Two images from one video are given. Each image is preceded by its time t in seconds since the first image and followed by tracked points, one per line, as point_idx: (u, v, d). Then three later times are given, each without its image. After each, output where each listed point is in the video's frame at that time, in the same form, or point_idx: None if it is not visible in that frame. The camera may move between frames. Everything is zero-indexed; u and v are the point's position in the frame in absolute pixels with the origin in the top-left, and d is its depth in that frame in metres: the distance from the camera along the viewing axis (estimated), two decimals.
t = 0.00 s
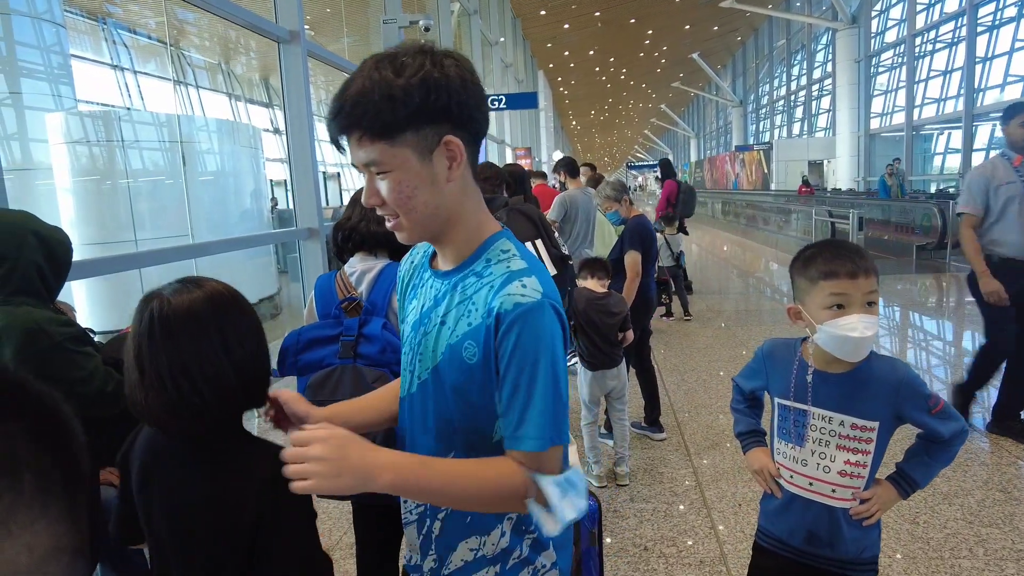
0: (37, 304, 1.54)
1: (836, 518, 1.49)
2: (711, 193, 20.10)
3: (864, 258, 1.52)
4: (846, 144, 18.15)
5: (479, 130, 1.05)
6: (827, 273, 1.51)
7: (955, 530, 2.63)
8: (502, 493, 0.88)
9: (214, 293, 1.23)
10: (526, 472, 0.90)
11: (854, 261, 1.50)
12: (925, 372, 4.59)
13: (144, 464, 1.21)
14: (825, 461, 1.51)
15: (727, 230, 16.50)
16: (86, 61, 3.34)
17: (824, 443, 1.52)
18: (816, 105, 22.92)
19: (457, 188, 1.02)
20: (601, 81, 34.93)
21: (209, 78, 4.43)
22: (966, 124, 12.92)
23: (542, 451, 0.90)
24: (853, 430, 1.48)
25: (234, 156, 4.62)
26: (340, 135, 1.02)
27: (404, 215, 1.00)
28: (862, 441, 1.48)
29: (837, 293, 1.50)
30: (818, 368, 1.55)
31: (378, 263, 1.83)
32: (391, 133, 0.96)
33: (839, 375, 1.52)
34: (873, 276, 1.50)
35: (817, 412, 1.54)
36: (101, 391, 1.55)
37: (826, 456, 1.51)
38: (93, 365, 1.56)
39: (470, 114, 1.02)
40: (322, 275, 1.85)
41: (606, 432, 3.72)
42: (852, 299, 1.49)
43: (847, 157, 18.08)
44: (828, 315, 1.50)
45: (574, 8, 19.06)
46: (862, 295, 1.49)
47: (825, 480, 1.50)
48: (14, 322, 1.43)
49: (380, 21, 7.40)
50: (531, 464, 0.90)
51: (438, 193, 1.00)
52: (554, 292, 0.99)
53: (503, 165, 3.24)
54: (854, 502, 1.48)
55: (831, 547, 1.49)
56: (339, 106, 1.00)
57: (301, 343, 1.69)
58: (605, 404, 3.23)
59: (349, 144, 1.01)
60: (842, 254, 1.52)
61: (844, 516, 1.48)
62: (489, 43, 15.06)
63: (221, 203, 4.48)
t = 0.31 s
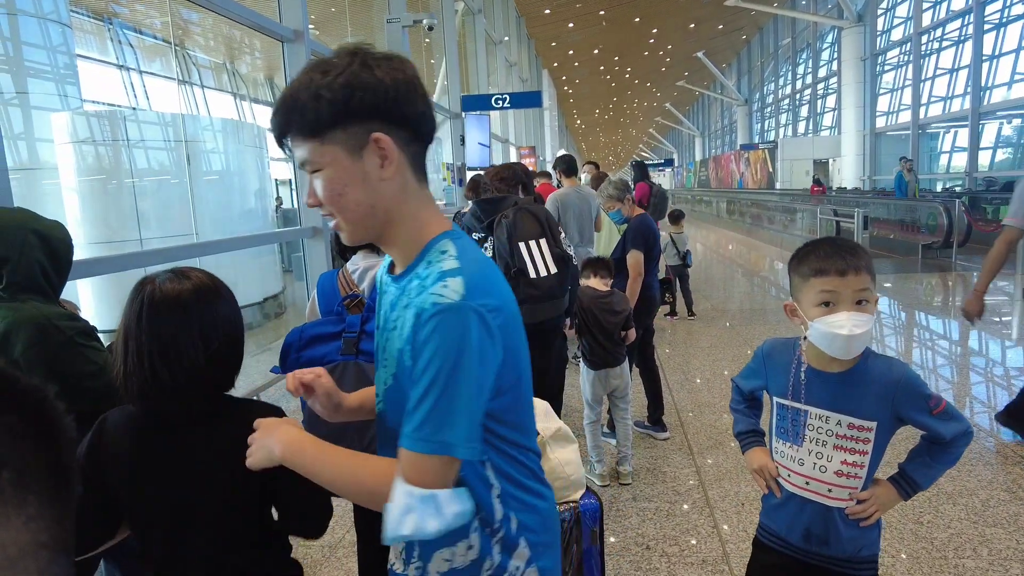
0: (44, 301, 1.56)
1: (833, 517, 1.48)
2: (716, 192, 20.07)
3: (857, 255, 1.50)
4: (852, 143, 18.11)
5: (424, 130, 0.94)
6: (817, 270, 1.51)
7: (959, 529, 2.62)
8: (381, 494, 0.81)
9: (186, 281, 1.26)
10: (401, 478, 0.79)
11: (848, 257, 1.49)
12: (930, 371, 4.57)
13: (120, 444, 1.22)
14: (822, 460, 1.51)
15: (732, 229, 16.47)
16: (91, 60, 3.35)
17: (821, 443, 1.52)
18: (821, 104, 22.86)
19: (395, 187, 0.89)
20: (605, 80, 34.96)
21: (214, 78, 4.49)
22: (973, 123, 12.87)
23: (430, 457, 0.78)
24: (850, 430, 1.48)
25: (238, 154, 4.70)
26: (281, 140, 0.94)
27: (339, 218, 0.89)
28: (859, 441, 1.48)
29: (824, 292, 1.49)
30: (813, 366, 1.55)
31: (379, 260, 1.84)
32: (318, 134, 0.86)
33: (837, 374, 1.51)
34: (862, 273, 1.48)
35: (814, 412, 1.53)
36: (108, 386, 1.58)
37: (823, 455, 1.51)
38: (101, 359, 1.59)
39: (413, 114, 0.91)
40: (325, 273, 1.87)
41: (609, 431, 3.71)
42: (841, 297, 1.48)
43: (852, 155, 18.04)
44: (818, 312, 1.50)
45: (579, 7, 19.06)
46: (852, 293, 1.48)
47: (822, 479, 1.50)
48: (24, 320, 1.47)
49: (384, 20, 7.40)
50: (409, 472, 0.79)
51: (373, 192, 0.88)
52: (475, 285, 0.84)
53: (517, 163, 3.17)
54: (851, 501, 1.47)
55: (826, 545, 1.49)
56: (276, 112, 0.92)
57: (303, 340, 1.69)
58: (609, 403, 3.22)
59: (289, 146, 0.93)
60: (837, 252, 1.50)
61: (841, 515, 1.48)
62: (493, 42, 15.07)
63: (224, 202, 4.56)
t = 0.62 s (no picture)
0: (43, 300, 1.57)
1: (829, 516, 1.48)
2: (718, 192, 20.04)
3: (842, 254, 1.49)
4: (854, 142, 18.07)
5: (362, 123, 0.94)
6: (799, 268, 1.51)
7: (960, 529, 2.61)
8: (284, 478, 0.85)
9: (213, 271, 1.20)
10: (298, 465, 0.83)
11: (835, 255, 1.49)
12: (932, 370, 4.56)
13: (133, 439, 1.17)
14: (815, 459, 1.51)
15: (735, 228, 16.44)
16: (93, 60, 3.36)
17: (813, 441, 1.52)
18: (824, 102, 22.81)
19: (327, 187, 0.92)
20: (608, 79, 34.93)
21: (217, 77, 4.43)
22: (976, 121, 12.83)
23: (326, 450, 0.81)
24: (842, 428, 1.48)
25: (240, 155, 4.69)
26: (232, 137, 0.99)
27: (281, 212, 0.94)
28: (852, 439, 1.47)
29: (807, 292, 1.49)
30: (805, 365, 1.55)
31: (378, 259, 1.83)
32: (257, 135, 0.91)
33: (828, 373, 1.51)
34: (845, 273, 1.46)
35: (807, 411, 1.53)
36: (110, 386, 1.60)
37: (817, 454, 1.51)
38: (101, 361, 1.61)
39: (348, 109, 0.92)
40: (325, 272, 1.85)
41: (609, 430, 3.72)
42: (824, 295, 1.47)
43: (855, 154, 18.00)
44: (803, 311, 1.50)
45: (581, 6, 19.05)
46: (835, 291, 1.47)
47: (816, 477, 1.50)
48: (28, 318, 1.48)
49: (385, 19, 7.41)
50: (312, 465, 0.82)
51: (306, 190, 0.92)
52: (396, 303, 0.87)
53: (517, 165, 3.17)
54: (847, 499, 1.47)
55: (823, 544, 1.49)
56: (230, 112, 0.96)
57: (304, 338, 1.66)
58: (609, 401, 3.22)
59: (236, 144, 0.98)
60: (824, 250, 1.49)
61: (836, 514, 1.48)
62: (494, 40, 15.07)
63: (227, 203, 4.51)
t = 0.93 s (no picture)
0: (37, 300, 1.56)
1: (833, 517, 1.47)
2: (720, 190, 20.00)
3: (839, 249, 1.49)
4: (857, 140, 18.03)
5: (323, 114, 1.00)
6: (795, 262, 1.51)
7: (963, 529, 2.60)
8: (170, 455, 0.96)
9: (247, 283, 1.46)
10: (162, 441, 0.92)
11: (830, 250, 1.48)
12: (934, 369, 4.55)
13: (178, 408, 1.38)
14: (818, 460, 1.50)
15: (737, 226, 16.41)
16: (94, 58, 3.35)
17: (816, 443, 1.51)
18: (826, 100, 22.76)
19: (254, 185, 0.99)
20: (609, 77, 34.87)
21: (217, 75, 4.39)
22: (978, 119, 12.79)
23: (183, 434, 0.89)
24: (845, 429, 1.47)
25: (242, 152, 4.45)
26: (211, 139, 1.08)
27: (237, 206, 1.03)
28: (855, 440, 1.46)
29: (807, 284, 1.47)
30: (805, 365, 1.54)
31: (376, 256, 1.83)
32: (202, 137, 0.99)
33: (828, 373, 1.50)
34: (841, 265, 1.46)
35: (807, 412, 1.52)
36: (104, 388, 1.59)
37: (819, 454, 1.50)
38: (96, 363, 1.60)
39: (313, 102, 0.98)
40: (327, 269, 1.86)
41: (610, 429, 3.71)
42: (822, 289, 1.46)
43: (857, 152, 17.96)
44: (801, 306, 1.49)
45: (582, 4, 19.01)
46: (834, 285, 1.46)
47: (820, 478, 1.49)
48: (24, 318, 1.48)
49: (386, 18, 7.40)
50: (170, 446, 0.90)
51: (237, 187, 1.00)
52: (258, 300, 0.88)
53: (510, 162, 3.17)
54: (850, 500, 1.46)
55: (828, 547, 1.48)
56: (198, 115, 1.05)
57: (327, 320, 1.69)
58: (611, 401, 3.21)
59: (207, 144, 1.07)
60: (822, 246, 1.49)
61: (840, 515, 1.47)
62: (496, 39, 15.05)
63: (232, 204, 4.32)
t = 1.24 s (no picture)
0: (35, 303, 1.55)
1: (846, 521, 1.46)
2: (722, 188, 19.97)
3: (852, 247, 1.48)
4: (859, 138, 18.00)
5: (196, 104, 0.91)
6: (810, 260, 1.49)
7: (969, 528, 2.59)
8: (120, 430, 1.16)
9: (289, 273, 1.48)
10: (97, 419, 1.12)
11: (843, 249, 1.47)
12: (938, 367, 4.54)
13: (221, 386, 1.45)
14: (831, 463, 1.49)
15: (739, 224, 16.39)
16: (94, 57, 3.33)
17: (828, 445, 1.50)
18: (828, 98, 22.73)
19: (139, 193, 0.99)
20: (611, 75, 34.81)
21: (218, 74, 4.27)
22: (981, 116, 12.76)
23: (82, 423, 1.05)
24: (857, 430, 1.46)
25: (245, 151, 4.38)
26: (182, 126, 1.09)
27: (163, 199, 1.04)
28: (868, 441, 1.45)
29: (821, 283, 1.46)
30: (815, 365, 1.53)
31: (380, 255, 1.82)
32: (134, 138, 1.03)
33: (839, 373, 1.49)
34: (855, 263, 1.45)
35: (819, 413, 1.51)
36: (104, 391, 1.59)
37: (831, 456, 1.49)
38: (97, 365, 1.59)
39: (138, 116, 0.89)
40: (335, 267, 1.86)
41: (614, 428, 3.71)
42: (835, 288, 1.45)
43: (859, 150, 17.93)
44: (813, 305, 1.47)
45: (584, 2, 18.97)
46: (847, 284, 1.45)
47: (833, 481, 1.48)
48: (18, 321, 1.48)
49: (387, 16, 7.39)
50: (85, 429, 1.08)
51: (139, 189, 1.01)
52: (87, 325, 0.92)
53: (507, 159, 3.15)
54: (861, 503, 1.45)
55: (841, 551, 1.47)
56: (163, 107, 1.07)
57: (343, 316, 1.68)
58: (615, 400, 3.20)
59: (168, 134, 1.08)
60: (832, 244, 1.48)
61: (853, 519, 1.46)
62: (498, 37, 15.03)
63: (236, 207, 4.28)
